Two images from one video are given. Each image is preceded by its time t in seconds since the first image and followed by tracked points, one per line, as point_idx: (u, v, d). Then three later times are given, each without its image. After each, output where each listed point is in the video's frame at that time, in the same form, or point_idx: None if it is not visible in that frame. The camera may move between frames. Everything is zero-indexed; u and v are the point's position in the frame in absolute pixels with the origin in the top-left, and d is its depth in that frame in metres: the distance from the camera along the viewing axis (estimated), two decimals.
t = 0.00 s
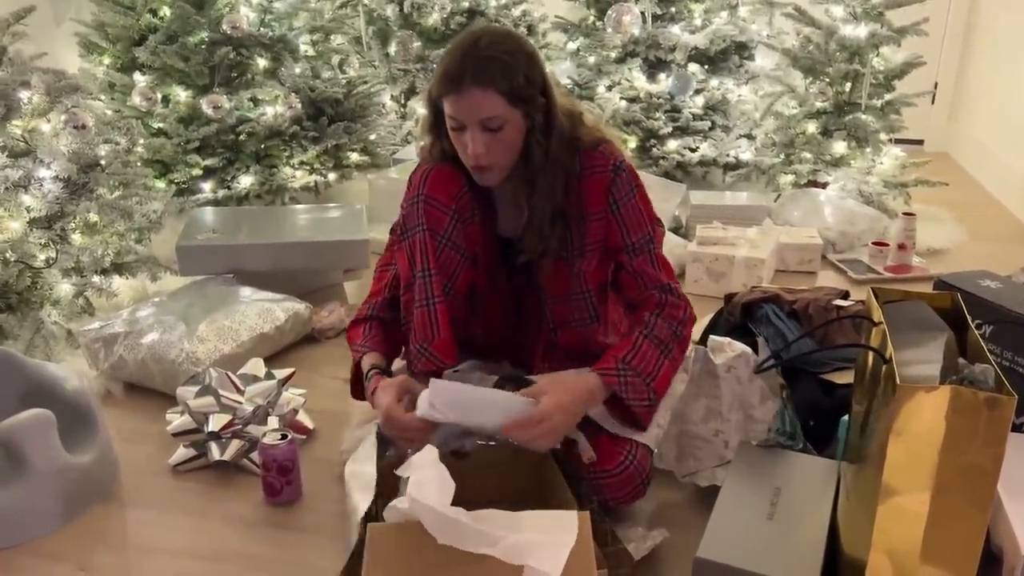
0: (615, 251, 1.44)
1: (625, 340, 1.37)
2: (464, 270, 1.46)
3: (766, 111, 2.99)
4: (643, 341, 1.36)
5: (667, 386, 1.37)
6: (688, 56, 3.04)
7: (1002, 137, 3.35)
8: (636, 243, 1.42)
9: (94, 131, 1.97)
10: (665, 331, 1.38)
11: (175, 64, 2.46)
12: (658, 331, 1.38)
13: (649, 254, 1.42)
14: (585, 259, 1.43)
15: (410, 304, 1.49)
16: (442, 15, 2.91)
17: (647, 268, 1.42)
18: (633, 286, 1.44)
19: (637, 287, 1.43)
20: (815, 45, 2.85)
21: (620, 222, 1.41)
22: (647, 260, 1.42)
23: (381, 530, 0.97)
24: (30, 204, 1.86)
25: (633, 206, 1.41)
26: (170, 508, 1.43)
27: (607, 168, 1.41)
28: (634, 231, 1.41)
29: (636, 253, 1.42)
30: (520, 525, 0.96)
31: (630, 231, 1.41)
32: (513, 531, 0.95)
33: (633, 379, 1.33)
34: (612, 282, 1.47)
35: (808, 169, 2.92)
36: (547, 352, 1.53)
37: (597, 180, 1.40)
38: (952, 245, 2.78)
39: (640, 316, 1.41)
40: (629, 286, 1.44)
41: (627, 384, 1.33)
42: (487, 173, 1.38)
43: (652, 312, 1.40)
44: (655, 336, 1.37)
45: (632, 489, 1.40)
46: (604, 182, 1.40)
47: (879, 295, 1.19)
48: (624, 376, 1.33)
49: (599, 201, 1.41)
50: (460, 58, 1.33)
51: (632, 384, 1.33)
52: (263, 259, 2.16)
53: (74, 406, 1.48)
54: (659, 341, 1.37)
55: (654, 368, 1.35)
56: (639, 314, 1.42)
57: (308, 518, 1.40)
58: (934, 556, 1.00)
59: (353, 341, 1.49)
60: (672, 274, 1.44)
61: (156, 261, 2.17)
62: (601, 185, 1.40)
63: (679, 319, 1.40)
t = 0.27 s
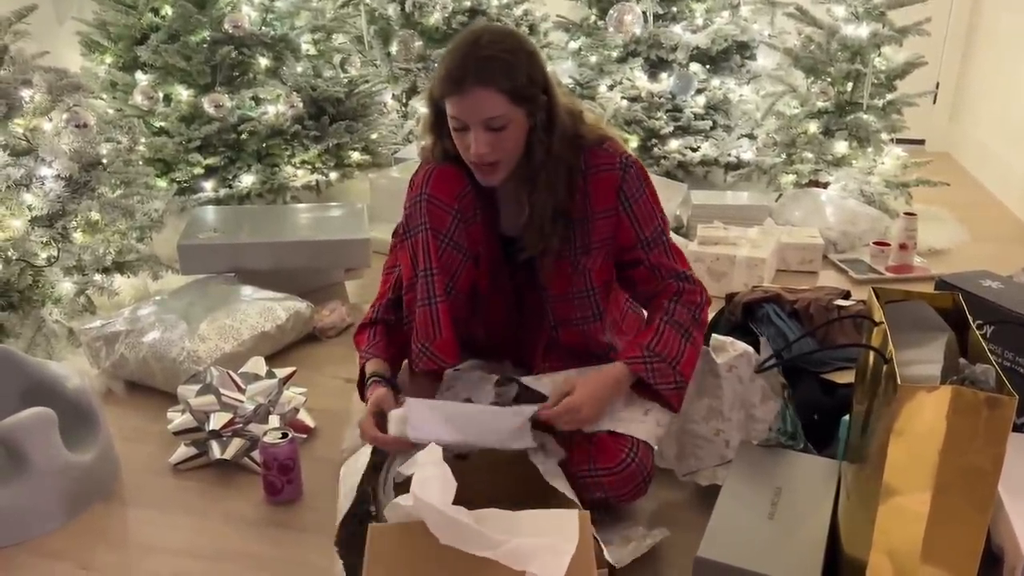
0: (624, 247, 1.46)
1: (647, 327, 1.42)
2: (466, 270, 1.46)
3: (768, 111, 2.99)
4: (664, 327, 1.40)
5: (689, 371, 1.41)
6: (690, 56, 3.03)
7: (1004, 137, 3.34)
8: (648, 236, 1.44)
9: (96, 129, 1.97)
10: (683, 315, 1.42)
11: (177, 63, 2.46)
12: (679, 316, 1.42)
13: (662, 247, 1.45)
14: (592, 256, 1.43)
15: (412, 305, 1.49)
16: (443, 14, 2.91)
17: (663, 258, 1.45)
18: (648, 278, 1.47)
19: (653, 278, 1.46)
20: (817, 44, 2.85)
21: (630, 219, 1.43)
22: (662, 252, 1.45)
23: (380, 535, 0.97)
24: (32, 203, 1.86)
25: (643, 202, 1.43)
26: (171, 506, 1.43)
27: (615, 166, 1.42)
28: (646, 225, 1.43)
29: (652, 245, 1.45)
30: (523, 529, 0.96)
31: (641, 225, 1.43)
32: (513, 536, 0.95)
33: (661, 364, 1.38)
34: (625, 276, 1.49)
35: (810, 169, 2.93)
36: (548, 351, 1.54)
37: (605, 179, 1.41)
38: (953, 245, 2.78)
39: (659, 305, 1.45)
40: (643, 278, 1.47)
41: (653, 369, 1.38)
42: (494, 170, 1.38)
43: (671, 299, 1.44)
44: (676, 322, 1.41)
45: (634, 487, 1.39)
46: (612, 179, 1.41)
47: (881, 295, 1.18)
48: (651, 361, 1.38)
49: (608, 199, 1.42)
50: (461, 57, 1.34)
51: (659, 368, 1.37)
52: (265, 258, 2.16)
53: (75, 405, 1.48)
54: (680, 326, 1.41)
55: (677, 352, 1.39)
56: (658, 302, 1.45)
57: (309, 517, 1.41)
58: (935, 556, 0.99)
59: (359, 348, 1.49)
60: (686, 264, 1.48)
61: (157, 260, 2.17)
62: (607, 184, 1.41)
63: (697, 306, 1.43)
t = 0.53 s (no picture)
0: (621, 250, 1.45)
1: (628, 347, 1.39)
2: (470, 269, 1.46)
3: (769, 110, 2.98)
4: (646, 346, 1.38)
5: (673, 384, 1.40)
6: (692, 56, 3.03)
7: (1006, 138, 3.34)
8: (641, 242, 1.43)
9: (98, 128, 1.97)
10: (666, 331, 1.40)
11: (178, 63, 2.45)
12: (661, 333, 1.40)
13: (652, 254, 1.43)
14: (593, 256, 1.43)
15: (415, 304, 1.49)
16: (445, 13, 2.91)
17: (650, 268, 1.44)
18: (637, 286, 1.45)
19: (640, 287, 1.45)
20: (819, 44, 2.85)
21: (629, 221, 1.42)
22: (650, 260, 1.43)
23: (382, 533, 0.97)
24: (34, 202, 1.86)
25: (643, 204, 1.42)
26: (172, 505, 1.43)
27: (619, 165, 1.41)
28: (641, 229, 1.42)
29: (641, 253, 1.43)
30: (526, 528, 0.96)
31: (637, 229, 1.42)
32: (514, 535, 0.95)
33: (642, 383, 1.36)
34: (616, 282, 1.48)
35: (812, 169, 2.93)
36: (551, 350, 1.54)
37: (609, 178, 1.41)
38: (955, 246, 2.78)
39: (642, 316, 1.43)
40: (629, 286, 1.46)
41: (638, 390, 1.36)
42: (503, 170, 1.38)
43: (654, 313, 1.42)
44: (659, 340, 1.40)
45: (637, 485, 1.40)
46: (616, 179, 1.41)
47: (882, 294, 1.18)
48: (633, 382, 1.36)
49: (609, 198, 1.41)
50: (473, 54, 1.34)
51: (642, 388, 1.36)
52: (266, 257, 2.16)
53: (77, 404, 1.48)
54: (662, 344, 1.40)
55: (661, 369, 1.38)
56: (643, 315, 1.44)
57: (310, 516, 1.40)
58: (937, 556, 0.99)
59: (361, 349, 1.50)
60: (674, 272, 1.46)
61: (159, 258, 2.17)
62: (612, 182, 1.41)
63: (680, 318, 1.42)
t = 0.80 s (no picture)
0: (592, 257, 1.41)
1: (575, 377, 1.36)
2: (471, 270, 1.46)
3: (772, 111, 2.98)
4: (590, 373, 1.34)
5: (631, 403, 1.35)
6: (694, 56, 3.03)
7: (1009, 139, 3.34)
8: (609, 252, 1.38)
9: (100, 128, 1.97)
10: (612, 355, 1.35)
11: (181, 62, 2.45)
12: (608, 358, 1.35)
13: (614, 267, 1.38)
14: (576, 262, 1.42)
15: (416, 305, 1.48)
16: (447, 13, 2.92)
17: (608, 283, 1.38)
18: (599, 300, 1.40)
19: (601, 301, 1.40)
20: (821, 44, 2.85)
21: (607, 230, 1.38)
22: (610, 272, 1.38)
23: (385, 535, 0.97)
24: (36, 202, 1.86)
25: (626, 213, 1.38)
26: (174, 505, 1.43)
27: (611, 171, 1.39)
28: (613, 239, 1.38)
29: (604, 264, 1.38)
30: (530, 529, 0.96)
31: (609, 238, 1.38)
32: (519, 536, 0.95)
33: (592, 408, 1.32)
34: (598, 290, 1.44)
35: (814, 170, 2.92)
36: (552, 353, 1.54)
37: (599, 183, 1.39)
38: (958, 247, 2.77)
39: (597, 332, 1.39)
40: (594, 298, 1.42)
41: (587, 420, 1.32)
42: (502, 173, 1.38)
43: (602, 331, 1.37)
44: (605, 366, 1.34)
45: (639, 488, 1.39)
46: (605, 184, 1.39)
47: (885, 295, 1.17)
48: (583, 410, 1.32)
49: (598, 204, 1.39)
50: (478, 54, 1.33)
51: (590, 413, 1.32)
52: (268, 257, 2.16)
53: (80, 403, 1.48)
54: (608, 369, 1.34)
55: (609, 390, 1.33)
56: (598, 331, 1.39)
57: (312, 517, 1.40)
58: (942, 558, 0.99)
59: (363, 351, 1.51)
60: (636, 286, 1.38)
61: (162, 258, 2.17)
62: (601, 188, 1.39)
63: (635, 336, 1.36)
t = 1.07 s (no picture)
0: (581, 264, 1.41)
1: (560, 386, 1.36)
2: (472, 272, 1.46)
3: (774, 111, 2.98)
4: (573, 380, 1.34)
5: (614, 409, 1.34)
6: (696, 56, 3.03)
7: (1011, 140, 3.34)
8: (600, 259, 1.39)
9: (104, 128, 1.98)
10: (596, 362, 1.34)
11: (184, 63, 2.45)
12: (592, 364, 1.34)
13: (603, 274, 1.38)
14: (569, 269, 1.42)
15: (418, 307, 1.49)
16: (450, 14, 2.93)
17: (597, 289, 1.38)
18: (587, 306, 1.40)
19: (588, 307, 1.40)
20: (824, 45, 2.85)
21: (600, 237, 1.38)
22: (602, 279, 1.38)
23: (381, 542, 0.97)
24: (40, 202, 1.87)
25: (621, 221, 1.38)
26: (178, 505, 1.44)
27: (608, 180, 1.39)
28: (604, 248, 1.38)
29: (594, 271, 1.39)
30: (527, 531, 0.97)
31: (601, 246, 1.38)
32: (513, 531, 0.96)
33: (573, 414, 1.32)
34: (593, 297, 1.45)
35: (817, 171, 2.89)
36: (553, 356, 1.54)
37: (595, 192, 1.39)
38: (959, 247, 2.77)
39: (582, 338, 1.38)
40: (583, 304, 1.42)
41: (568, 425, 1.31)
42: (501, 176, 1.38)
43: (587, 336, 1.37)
44: (589, 371, 1.34)
45: (642, 490, 1.39)
46: (602, 193, 1.39)
47: (888, 297, 1.17)
48: (565, 416, 1.32)
49: (593, 212, 1.39)
50: (479, 56, 1.34)
51: (571, 418, 1.32)
52: (271, 257, 2.16)
53: (84, 404, 1.48)
54: (592, 376, 1.34)
55: (591, 394, 1.33)
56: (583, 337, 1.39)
57: (316, 517, 1.41)
58: (947, 560, 0.99)
59: (363, 353, 1.51)
60: (623, 296, 1.39)
61: (165, 258, 2.17)
62: (595, 198, 1.39)
63: (620, 345, 1.35)
